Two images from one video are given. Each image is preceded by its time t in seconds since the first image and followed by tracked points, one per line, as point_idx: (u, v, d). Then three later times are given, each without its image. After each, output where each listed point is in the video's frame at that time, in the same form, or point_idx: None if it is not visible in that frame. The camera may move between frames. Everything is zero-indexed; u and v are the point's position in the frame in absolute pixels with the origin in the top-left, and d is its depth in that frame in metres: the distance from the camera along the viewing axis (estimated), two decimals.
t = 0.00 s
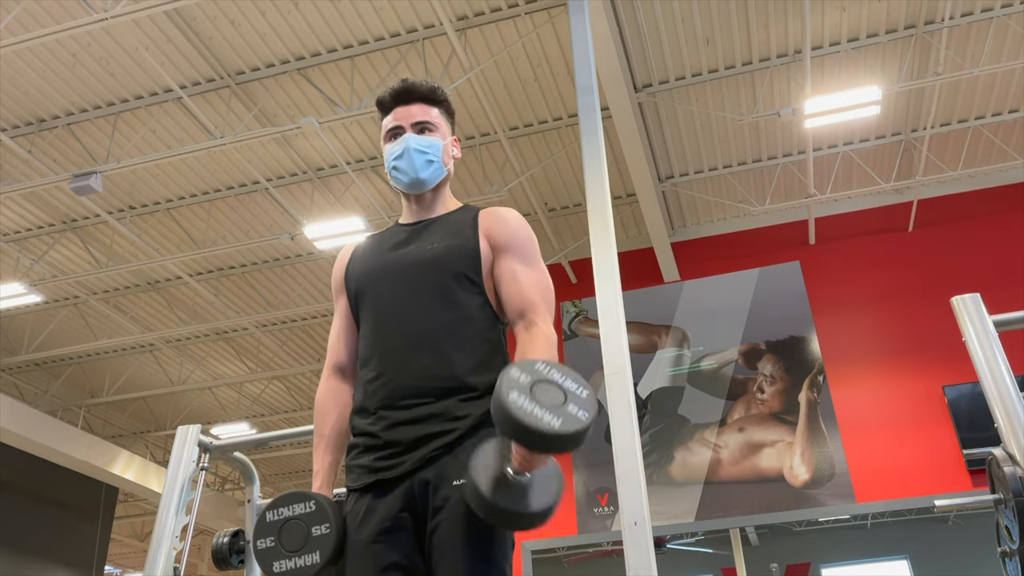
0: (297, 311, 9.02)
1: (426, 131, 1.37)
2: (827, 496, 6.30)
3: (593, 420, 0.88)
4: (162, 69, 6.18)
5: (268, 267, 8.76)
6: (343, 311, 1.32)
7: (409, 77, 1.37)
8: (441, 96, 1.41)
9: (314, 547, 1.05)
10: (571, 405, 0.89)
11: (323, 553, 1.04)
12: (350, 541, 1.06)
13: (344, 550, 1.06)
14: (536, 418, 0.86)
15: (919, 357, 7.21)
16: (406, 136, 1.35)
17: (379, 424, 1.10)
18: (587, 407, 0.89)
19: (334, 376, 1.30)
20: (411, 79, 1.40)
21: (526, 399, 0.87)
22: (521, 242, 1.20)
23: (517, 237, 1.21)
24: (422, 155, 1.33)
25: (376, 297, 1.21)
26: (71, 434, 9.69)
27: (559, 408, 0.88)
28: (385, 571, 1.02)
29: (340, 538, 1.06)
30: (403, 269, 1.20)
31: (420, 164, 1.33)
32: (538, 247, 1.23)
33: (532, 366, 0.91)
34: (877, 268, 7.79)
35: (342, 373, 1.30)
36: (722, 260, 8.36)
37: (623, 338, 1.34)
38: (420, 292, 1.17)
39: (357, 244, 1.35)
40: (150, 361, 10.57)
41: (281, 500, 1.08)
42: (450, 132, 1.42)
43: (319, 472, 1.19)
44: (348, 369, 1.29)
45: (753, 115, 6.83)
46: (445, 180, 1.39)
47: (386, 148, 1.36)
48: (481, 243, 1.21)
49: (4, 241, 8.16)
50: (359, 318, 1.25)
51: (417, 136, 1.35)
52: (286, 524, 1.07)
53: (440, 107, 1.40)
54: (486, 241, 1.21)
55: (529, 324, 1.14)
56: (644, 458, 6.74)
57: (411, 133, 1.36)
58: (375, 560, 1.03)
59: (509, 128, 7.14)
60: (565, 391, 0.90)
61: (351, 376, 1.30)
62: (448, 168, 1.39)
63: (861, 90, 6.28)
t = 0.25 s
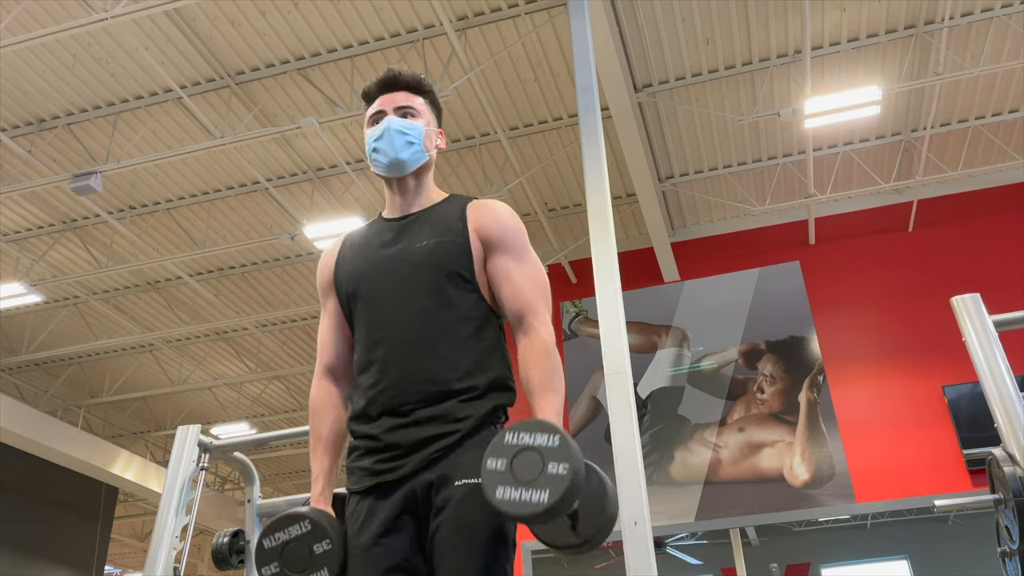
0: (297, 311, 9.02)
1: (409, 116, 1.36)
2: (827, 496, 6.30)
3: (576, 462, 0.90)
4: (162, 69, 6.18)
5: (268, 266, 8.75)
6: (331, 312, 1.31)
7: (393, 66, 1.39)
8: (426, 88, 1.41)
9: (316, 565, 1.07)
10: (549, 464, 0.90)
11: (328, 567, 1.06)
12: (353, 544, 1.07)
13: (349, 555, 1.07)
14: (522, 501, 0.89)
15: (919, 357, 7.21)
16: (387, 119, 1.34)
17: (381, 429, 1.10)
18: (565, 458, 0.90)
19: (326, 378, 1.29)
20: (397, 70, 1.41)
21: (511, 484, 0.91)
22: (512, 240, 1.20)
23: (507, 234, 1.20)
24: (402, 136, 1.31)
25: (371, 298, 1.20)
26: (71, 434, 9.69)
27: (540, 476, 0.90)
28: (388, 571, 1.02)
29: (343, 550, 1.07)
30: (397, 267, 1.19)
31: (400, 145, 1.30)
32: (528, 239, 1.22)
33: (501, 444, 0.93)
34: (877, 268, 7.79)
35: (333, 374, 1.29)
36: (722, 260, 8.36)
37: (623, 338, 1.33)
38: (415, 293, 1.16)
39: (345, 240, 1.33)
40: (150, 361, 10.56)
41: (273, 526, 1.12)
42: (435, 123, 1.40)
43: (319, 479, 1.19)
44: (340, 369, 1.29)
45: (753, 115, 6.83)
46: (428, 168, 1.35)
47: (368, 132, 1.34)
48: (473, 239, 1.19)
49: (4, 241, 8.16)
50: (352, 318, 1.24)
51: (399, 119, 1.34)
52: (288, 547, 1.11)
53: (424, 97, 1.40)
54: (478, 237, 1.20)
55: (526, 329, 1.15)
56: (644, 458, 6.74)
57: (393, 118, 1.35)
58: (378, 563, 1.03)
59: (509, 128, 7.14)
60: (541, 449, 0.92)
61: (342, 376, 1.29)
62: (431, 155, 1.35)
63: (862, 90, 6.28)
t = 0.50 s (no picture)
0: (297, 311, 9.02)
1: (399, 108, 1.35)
2: (827, 496, 6.30)
3: (564, 508, 0.92)
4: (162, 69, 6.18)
5: (268, 266, 8.75)
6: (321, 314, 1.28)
7: (387, 63, 1.39)
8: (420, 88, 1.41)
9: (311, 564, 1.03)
10: (540, 510, 0.93)
11: (323, 567, 1.02)
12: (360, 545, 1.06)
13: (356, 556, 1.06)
14: (517, 548, 0.93)
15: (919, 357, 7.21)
16: (376, 107, 1.33)
17: (389, 433, 1.09)
18: (554, 506, 0.92)
19: (312, 376, 1.26)
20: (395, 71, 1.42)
21: (508, 527, 0.95)
22: (509, 242, 1.20)
23: (505, 234, 1.20)
24: (389, 120, 1.30)
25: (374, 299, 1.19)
26: (71, 434, 9.70)
27: (531, 528, 0.93)
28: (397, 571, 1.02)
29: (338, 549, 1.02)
30: (396, 266, 1.18)
31: (386, 128, 1.29)
32: (524, 237, 1.23)
33: (495, 485, 0.96)
34: (877, 269, 7.79)
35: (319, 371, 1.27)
36: (722, 260, 8.37)
37: (623, 339, 1.34)
38: (418, 293, 1.15)
39: (335, 234, 1.30)
40: (150, 361, 10.56)
41: (266, 526, 1.07)
42: (427, 118, 1.38)
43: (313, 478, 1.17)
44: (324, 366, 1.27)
45: (753, 115, 6.83)
46: (417, 158, 1.33)
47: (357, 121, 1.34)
48: (473, 238, 1.19)
49: (4, 241, 8.17)
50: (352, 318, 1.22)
51: (389, 108, 1.33)
52: (281, 546, 1.05)
53: (417, 94, 1.39)
54: (479, 236, 1.20)
55: (526, 334, 1.17)
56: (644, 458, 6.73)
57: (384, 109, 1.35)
58: (387, 565, 1.03)
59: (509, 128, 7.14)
60: (530, 492, 0.94)
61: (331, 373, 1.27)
62: (420, 145, 1.33)
63: (862, 90, 6.28)
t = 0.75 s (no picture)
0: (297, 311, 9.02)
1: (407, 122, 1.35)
2: (827, 496, 6.30)
3: (571, 498, 0.95)
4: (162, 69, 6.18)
5: (268, 266, 8.76)
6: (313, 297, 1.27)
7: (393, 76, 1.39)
8: (426, 97, 1.41)
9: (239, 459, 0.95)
10: (547, 501, 0.95)
11: (249, 463, 0.93)
12: (363, 543, 1.05)
13: (359, 555, 1.06)
14: (523, 538, 0.93)
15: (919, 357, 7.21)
16: (385, 123, 1.33)
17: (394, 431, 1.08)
18: (560, 497, 0.94)
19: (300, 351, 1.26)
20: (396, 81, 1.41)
21: (514, 521, 0.94)
22: (517, 251, 1.22)
23: (514, 245, 1.22)
24: (399, 135, 1.30)
25: (378, 296, 1.17)
26: (71, 434, 9.69)
27: (540, 516, 0.94)
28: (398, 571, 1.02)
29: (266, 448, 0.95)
30: (400, 265, 1.18)
31: (397, 144, 1.29)
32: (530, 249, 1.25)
33: (500, 480, 0.96)
34: (877, 269, 7.79)
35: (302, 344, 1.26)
36: (722, 260, 8.37)
37: (623, 339, 1.35)
38: (425, 291, 1.15)
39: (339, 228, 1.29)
40: (150, 361, 10.56)
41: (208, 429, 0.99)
42: (434, 129, 1.38)
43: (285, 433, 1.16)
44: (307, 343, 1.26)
45: (753, 115, 6.82)
46: (427, 170, 1.33)
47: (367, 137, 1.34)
48: (481, 243, 1.21)
49: (4, 241, 8.16)
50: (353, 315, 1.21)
51: (397, 123, 1.33)
52: (213, 449, 0.97)
53: (423, 105, 1.39)
54: (486, 242, 1.21)
55: (532, 340, 1.19)
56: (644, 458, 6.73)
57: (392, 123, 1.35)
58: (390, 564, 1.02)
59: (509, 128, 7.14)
60: (536, 484, 0.96)
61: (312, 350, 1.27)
62: (430, 157, 1.34)
63: (862, 90, 6.28)
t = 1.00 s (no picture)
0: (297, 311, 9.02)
1: (411, 147, 1.33)
2: (827, 496, 6.30)
3: (587, 488, 0.94)
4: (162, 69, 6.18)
5: (268, 266, 8.76)
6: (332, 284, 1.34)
7: (385, 96, 1.33)
8: (419, 109, 1.37)
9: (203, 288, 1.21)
10: (562, 492, 0.94)
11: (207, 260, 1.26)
12: (357, 541, 1.05)
13: (351, 552, 1.06)
14: (536, 530, 0.93)
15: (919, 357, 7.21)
16: (390, 156, 1.31)
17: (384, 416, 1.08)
18: (576, 485, 0.94)
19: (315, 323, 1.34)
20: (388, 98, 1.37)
21: (526, 514, 0.94)
22: (516, 254, 1.23)
23: (514, 247, 1.24)
24: (409, 172, 1.30)
25: (376, 291, 1.20)
26: (71, 434, 9.70)
27: (556, 506, 0.94)
28: (390, 570, 1.01)
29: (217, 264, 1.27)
30: (401, 265, 1.21)
31: (408, 182, 1.30)
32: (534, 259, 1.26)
33: (511, 472, 0.96)
34: (877, 269, 7.79)
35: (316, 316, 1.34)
36: (722, 260, 8.37)
37: (623, 338, 1.34)
38: (422, 282, 1.17)
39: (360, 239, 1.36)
40: (150, 361, 10.56)
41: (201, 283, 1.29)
42: (436, 141, 1.38)
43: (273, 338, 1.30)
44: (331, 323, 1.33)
45: (753, 115, 6.82)
46: (436, 191, 1.37)
47: (374, 170, 1.33)
48: (481, 245, 1.23)
49: (4, 241, 8.16)
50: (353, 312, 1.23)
51: (402, 154, 1.31)
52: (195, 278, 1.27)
53: (420, 118, 1.37)
54: (487, 246, 1.24)
55: (530, 341, 1.19)
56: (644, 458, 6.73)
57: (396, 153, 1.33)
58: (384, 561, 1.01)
59: (510, 128, 7.14)
60: (550, 476, 0.96)
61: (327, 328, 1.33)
62: (438, 178, 1.36)
63: (862, 90, 6.28)
